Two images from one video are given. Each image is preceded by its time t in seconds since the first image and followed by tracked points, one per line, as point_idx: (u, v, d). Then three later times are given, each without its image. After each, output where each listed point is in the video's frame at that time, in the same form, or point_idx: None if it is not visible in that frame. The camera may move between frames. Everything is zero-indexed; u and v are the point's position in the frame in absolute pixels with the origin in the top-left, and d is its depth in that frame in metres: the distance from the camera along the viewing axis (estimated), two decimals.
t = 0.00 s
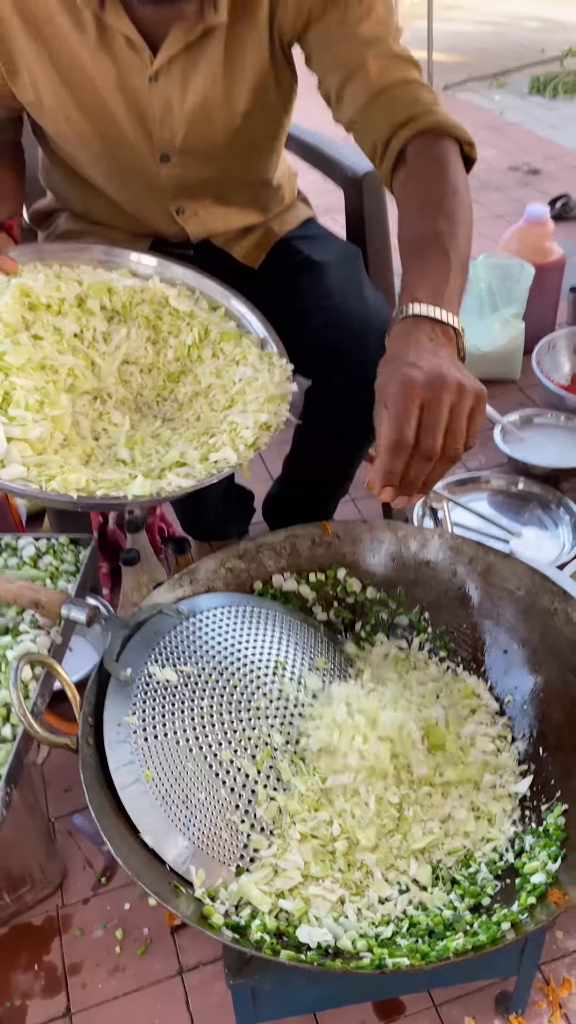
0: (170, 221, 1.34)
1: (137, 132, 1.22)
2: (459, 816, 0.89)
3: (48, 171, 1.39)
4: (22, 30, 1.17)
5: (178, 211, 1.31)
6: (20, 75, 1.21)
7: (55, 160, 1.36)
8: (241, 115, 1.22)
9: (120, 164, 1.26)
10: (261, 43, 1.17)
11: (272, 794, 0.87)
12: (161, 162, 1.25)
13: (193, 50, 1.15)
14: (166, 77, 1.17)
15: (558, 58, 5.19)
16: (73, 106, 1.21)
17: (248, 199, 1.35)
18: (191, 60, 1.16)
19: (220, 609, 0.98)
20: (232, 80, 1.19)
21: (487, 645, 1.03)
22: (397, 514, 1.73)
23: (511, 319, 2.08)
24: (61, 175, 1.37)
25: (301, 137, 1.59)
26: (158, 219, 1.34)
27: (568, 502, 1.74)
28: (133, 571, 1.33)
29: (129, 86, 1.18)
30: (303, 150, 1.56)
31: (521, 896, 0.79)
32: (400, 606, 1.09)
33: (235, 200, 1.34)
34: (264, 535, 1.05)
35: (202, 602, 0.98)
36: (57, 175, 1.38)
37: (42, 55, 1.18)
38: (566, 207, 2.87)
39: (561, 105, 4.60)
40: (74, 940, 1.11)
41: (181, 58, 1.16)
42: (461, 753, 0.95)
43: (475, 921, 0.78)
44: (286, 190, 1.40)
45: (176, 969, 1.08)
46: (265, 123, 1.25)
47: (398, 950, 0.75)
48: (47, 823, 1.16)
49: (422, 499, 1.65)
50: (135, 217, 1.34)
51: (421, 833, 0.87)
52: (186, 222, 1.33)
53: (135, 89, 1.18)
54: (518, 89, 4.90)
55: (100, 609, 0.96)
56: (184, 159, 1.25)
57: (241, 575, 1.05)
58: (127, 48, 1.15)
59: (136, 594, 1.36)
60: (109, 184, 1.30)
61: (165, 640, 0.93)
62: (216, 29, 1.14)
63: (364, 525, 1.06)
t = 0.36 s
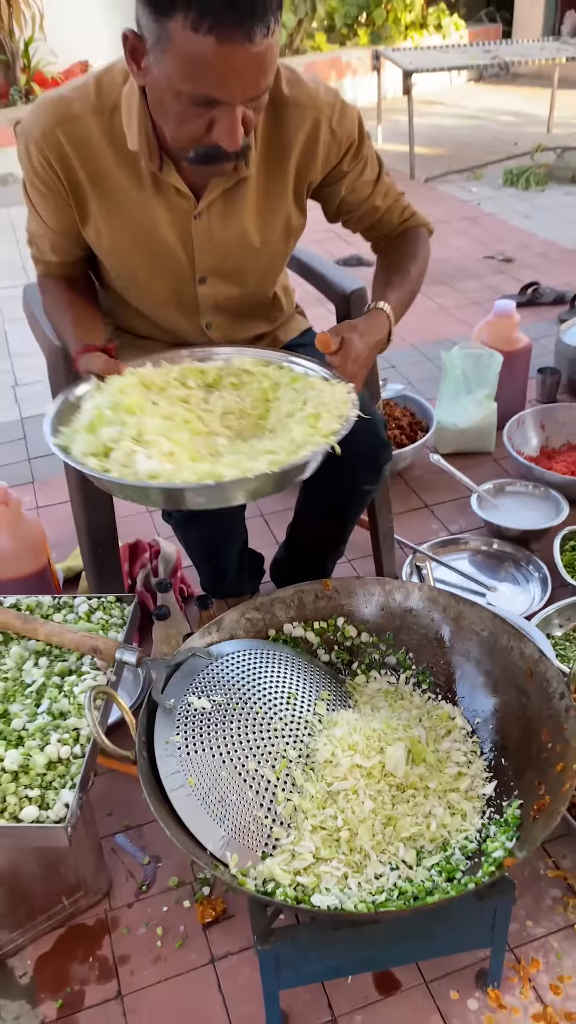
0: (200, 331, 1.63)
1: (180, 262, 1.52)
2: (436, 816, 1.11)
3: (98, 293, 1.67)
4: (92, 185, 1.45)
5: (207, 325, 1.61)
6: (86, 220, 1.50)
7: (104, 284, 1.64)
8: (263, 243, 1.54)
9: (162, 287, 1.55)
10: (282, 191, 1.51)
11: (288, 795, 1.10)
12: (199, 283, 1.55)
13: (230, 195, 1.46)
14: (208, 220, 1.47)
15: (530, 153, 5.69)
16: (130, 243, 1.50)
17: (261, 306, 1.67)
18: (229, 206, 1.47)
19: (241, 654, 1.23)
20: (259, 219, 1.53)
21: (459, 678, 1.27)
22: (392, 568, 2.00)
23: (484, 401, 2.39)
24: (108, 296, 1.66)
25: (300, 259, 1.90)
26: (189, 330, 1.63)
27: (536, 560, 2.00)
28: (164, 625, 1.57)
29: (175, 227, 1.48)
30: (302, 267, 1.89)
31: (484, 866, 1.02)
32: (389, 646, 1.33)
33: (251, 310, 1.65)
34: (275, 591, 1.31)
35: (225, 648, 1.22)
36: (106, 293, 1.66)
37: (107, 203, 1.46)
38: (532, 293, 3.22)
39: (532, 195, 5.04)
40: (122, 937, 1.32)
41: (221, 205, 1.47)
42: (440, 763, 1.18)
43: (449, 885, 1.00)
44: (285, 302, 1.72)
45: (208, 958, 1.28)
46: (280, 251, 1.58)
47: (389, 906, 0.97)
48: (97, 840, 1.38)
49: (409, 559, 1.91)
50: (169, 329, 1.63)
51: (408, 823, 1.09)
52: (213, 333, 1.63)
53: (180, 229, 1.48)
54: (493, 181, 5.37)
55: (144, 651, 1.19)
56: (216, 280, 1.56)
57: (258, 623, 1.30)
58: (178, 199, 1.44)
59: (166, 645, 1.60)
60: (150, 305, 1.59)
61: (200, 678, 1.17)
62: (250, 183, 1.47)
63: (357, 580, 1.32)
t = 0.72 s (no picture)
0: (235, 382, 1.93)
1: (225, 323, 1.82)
2: (416, 790, 1.33)
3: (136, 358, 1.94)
4: (161, 265, 1.73)
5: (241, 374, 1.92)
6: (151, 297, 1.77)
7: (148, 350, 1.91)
8: (288, 300, 1.88)
9: (206, 346, 1.85)
10: (304, 259, 1.87)
11: (295, 772, 1.34)
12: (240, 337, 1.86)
13: (265, 264, 1.81)
14: (249, 283, 1.80)
15: (506, 211, 6.09)
16: (188, 311, 1.78)
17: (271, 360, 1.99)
18: (266, 270, 1.81)
19: (253, 657, 1.47)
20: (287, 282, 1.87)
21: (436, 678, 1.51)
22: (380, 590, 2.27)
23: (462, 444, 2.67)
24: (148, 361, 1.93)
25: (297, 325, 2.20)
26: (226, 382, 1.92)
27: (509, 584, 2.25)
28: (182, 642, 1.80)
29: (224, 293, 1.79)
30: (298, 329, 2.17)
31: (457, 822, 1.25)
32: (377, 653, 1.57)
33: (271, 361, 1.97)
34: (282, 606, 1.55)
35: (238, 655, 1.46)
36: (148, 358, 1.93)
37: (173, 280, 1.74)
38: (508, 346, 3.58)
39: (507, 252, 5.42)
40: (153, 908, 1.53)
41: (258, 270, 1.81)
42: (421, 746, 1.41)
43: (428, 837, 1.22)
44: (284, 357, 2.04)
45: (228, 922, 1.50)
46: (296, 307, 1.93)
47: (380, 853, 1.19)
48: (131, 827, 1.59)
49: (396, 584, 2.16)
50: (207, 384, 1.92)
51: (395, 793, 1.32)
52: (246, 383, 1.94)
53: (228, 295, 1.79)
54: (472, 238, 5.76)
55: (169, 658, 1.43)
56: (253, 334, 1.88)
57: (267, 634, 1.54)
58: (229, 269, 1.76)
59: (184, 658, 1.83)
60: (195, 360, 1.88)
61: (220, 677, 1.41)
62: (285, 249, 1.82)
63: (349, 596, 1.57)
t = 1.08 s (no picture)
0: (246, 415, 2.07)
1: (251, 360, 1.97)
2: (394, 776, 1.45)
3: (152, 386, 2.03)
4: (211, 301, 1.86)
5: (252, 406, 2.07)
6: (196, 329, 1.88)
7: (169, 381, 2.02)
8: (307, 341, 2.08)
9: (234, 376, 1.98)
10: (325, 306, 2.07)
11: (283, 761, 1.46)
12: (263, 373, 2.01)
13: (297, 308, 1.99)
14: (281, 326, 1.97)
15: (489, 242, 6.31)
16: (228, 346, 1.93)
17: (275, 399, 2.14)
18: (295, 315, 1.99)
19: (246, 661, 1.60)
20: (309, 327, 2.06)
21: (412, 677, 1.65)
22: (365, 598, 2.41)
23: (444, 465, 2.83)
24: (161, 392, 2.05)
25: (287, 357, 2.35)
26: (236, 409, 2.03)
27: (486, 595, 2.38)
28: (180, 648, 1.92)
29: (260, 332, 1.94)
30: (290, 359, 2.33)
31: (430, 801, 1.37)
32: (359, 655, 1.71)
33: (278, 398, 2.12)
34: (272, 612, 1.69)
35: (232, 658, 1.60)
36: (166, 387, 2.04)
37: (219, 315, 1.88)
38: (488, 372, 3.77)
39: (490, 281, 5.63)
40: (154, 894, 1.65)
41: (290, 313, 1.98)
42: (399, 738, 1.54)
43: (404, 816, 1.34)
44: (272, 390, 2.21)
45: (224, 906, 1.62)
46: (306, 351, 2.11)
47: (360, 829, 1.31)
48: (133, 821, 1.71)
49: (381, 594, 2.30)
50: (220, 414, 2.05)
51: (375, 778, 1.44)
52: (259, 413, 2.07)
53: (264, 331, 1.94)
54: (457, 269, 5.98)
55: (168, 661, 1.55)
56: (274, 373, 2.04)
57: (258, 638, 1.68)
58: (267, 311, 1.92)
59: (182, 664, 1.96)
60: (221, 389, 2.01)
61: (215, 677, 1.54)
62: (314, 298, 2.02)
63: (333, 602, 1.70)
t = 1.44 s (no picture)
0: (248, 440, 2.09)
1: (265, 393, 1.98)
2: (378, 761, 1.54)
3: (163, 390, 2.06)
4: (246, 331, 1.85)
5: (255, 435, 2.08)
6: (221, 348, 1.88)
7: (180, 382, 2.02)
8: (327, 393, 2.07)
9: (247, 404, 2.00)
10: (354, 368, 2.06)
11: (273, 746, 1.55)
12: (274, 408, 2.02)
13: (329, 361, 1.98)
14: (309, 376, 1.97)
15: (478, 260, 6.45)
16: (250, 376, 1.93)
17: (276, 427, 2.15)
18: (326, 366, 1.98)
19: (238, 651, 1.69)
20: (335, 381, 2.05)
21: (396, 669, 1.74)
22: (353, 595, 2.49)
23: (431, 473, 2.94)
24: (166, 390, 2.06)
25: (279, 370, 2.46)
26: (242, 436, 2.07)
27: (470, 596, 2.47)
28: (176, 645, 2.00)
29: (286, 371, 1.95)
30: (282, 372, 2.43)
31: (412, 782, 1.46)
32: (347, 649, 1.80)
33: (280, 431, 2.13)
34: (263, 608, 1.78)
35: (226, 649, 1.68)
36: (174, 384, 2.03)
37: (251, 345, 1.88)
38: (475, 385, 3.90)
39: (478, 297, 5.78)
40: (150, 880, 1.73)
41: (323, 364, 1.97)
42: (383, 726, 1.63)
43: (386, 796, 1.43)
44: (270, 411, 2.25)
45: (217, 889, 1.69)
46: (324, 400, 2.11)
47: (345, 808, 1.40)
48: (131, 810, 1.79)
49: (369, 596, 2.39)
50: (220, 430, 2.06)
51: (359, 764, 1.53)
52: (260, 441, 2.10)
53: (290, 372, 1.95)
54: (446, 285, 6.11)
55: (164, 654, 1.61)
56: (285, 412, 2.04)
57: (250, 632, 1.76)
58: (299, 354, 1.92)
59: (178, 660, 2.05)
60: (230, 411, 2.03)
61: (209, 666, 1.62)
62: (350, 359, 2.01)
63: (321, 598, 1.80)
